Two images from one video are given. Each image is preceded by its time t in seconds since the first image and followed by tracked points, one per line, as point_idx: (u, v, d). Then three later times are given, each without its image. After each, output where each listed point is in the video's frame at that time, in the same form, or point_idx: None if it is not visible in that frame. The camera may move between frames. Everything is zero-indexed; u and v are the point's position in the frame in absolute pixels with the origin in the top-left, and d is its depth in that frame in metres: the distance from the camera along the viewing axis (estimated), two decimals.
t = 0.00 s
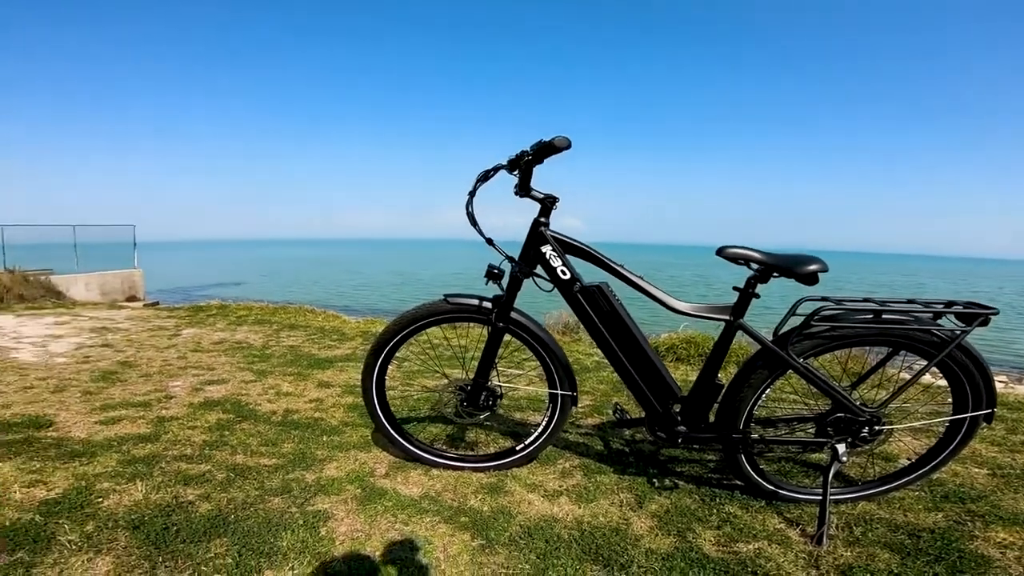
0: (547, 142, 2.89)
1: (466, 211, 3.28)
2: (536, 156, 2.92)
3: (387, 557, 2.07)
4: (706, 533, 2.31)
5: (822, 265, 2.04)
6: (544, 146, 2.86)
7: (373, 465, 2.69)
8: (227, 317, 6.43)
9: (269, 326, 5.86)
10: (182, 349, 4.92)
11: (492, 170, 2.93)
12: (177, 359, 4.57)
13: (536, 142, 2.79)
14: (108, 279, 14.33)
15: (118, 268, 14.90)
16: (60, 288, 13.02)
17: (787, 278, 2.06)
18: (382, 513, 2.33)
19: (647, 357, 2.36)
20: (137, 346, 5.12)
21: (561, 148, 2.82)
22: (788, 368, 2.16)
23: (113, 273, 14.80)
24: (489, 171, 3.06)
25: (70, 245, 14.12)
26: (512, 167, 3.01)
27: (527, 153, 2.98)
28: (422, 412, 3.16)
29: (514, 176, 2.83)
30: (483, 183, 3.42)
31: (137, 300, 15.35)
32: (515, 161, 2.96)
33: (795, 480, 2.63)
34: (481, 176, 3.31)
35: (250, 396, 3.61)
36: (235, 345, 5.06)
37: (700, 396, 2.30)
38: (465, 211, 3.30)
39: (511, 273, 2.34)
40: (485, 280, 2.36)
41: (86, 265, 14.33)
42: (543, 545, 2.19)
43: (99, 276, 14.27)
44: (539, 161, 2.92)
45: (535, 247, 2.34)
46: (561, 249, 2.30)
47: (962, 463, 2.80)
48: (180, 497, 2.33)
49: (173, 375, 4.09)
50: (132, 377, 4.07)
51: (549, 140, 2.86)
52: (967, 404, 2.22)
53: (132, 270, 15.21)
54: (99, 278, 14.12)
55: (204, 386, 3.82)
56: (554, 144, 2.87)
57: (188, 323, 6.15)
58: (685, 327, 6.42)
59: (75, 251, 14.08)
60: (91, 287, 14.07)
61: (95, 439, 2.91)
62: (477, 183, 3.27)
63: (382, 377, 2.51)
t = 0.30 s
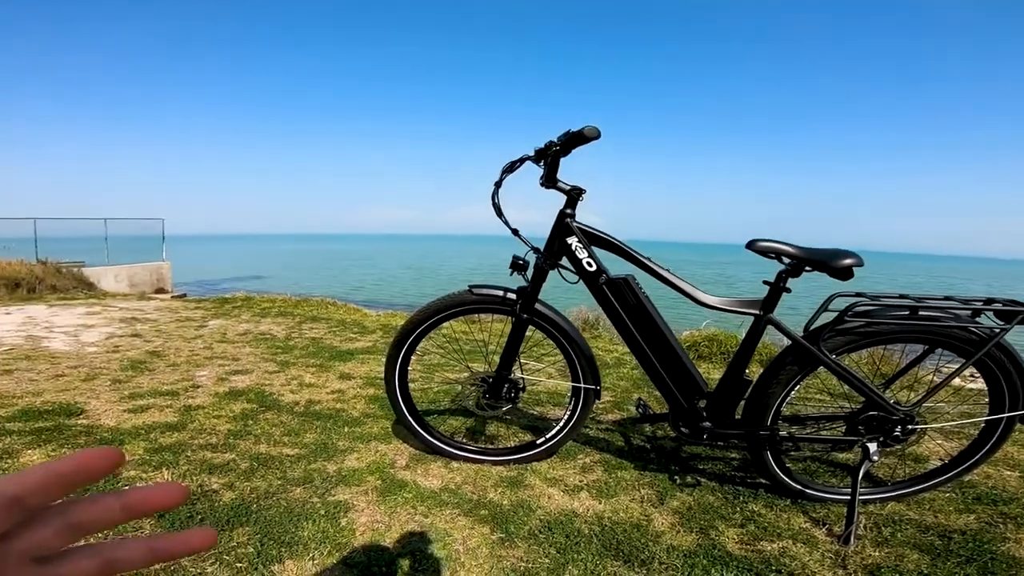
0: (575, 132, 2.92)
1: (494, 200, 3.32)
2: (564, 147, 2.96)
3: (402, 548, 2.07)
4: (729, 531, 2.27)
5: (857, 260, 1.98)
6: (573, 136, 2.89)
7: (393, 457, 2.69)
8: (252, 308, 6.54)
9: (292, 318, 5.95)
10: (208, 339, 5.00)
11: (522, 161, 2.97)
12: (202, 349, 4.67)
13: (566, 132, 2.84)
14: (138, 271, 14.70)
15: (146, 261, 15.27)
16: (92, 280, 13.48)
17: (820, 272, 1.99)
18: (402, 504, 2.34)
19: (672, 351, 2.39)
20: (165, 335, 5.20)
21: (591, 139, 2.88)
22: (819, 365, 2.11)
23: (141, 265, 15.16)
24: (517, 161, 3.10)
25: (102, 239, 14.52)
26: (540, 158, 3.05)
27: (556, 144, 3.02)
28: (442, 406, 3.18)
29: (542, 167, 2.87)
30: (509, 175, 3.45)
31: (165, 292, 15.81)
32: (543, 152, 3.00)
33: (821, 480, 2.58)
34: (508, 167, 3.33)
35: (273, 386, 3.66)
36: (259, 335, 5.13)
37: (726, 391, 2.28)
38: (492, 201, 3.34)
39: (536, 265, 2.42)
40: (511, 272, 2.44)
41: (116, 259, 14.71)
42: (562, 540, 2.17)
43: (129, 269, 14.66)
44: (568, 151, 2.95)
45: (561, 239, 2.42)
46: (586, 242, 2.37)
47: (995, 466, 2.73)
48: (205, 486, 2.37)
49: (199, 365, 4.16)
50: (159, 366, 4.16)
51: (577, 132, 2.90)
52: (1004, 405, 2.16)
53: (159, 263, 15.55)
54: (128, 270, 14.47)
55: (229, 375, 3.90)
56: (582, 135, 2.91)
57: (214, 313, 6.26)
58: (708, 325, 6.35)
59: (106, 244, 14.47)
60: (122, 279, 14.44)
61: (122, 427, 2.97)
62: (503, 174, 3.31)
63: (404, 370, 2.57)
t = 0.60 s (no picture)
0: (588, 133, 2.92)
1: (505, 199, 3.32)
2: (577, 148, 2.96)
3: (405, 545, 2.08)
4: (734, 533, 2.27)
5: (871, 264, 2.03)
6: (586, 137, 2.89)
7: (401, 453, 2.75)
8: (263, 303, 6.62)
9: (303, 313, 6.01)
10: (221, 333, 5.07)
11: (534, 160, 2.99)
12: (215, 342, 4.73)
13: (579, 132, 2.84)
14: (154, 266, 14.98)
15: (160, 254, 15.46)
16: (109, 273, 13.74)
17: (834, 277, 2.05)
18: (409, 501, 2.34)
19: (682, 353, 2.40)
20: (178, 329, 5.24)
21: (603, 140, 2.87)
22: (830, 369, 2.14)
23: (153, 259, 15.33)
24: (530, 161, 3.11)
25: (118, 232, 14.67)
26: (553, 158, 3.06)
27: (569, 145, 3.02)
28: (450, 403, 3.24)
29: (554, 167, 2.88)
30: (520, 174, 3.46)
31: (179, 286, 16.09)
32: (555, 152, 3.01)
33: (829, 484, 2.58)
34: (520, 167, 3.34)
35: (283, 380, 3.78)
36: (270, 331, 5.20)
37: (735, 394, 2.30)
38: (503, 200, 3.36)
39: (547, 265, 2.44)
40: (521, 272, 2.47)
41: (129, 252, 14.86)
42: (568, 540, 2.17)
43: (141, 264, 14.82)
44: (580, 152, 2.96)
45: (572, 239, 2.43)
46: (598, 242, 2.38)
47: (1005, 473, 2.72)
48: (214, 480, 2.44)
49: (211, 360, 4.21)
50: (173, 359, 4.20)
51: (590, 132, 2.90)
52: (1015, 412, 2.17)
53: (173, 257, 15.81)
54: (142, 264, 14.66)
55: (240, 370, 3.98)
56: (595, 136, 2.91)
57: (226, 307, 6.35)
58: (717, 328, 6.35)
59: (120, 237, 14.62)
60: (136, 273, 14.61)
61: (135, 421, 3.04)
62: (515, 174, 3.32)
63: (413, 369, 2.62)
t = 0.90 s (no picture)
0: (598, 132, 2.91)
1: (513, 198, 3.30)
2: (586, 147, 2.96)
3: (405, 542, 2.07)
4: (736, 537, 2.26)
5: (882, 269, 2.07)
6: (595, 137, 2.88)
7: (403, 451, 2.74)
8: (270, 297, 6.62)
9: (309, 308, 6.01)
10: (228, 327, 5.07)
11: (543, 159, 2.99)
12: (221, 336, 4.73)
13: (588, 132, 2.84)
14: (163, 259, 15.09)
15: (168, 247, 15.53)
16: (118, 265, 13.82)
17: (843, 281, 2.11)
18: (410, 499, 2.34)
19: (688, 355, 2.41)
20: (185, 322, 5.23)
21: (613, 139, 2.86)
22: (837, 374, 2.16)
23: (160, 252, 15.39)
24: (539, 159, 3.11)
25: (128, 225, 14.70)
26: (561, 157, 3.05)
27: (578, 144, 3.02)
28: (454, 400, 3.29)
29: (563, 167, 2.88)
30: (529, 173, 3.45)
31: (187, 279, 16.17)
32: (564, 151, 3.00)
33: (833, 488, 2.58)
34: (528, 165, 3.34)
35: (288, 375, 3.76)
36: (276, 325, 5.20)
37: (741, 397, 2.32)
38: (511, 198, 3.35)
39: (554, 264, 2.45)
40: (527, 271, 2.48)
41: (138, 245, 14.92)
42: (568, 540, 2.17)
43: (151, 257, 14.88)
44: (590, 152, 2.95)
45: (579, 239, 2.43)
46: (605, 242, 2.38)
47: (1010, 479, 2.72)
48: (217, 474, 2.43)
49: (217, 353, 4.20)
50: (180, 352, 4.19)
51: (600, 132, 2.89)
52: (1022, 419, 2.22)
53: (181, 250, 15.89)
54: (152, 257, 14.76)
55: (245, 364, 3.96)
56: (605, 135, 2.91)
57: (233, 301, 6.36)
58: (723, 330, 6.35)
59: (130, 230, 14.64)
60: (144, 266, 14.66)
61: (140, 413, 3.03)
62: (523, 173, 3.32)
63: (417, 366, 2.63)
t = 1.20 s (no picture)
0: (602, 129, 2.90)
1: (516, 195, 3.29)
2: (590, 144, 2.94)
3: (402, 541, 2.04)
4: (735, 539, 2.24)
5: (888, 270, 2.08)
6: (600, 133, 2.86)
7: (402, 449, 2.72)
8: (272, 293, 6.60)
9: (310, 304, 5.99)
10: (229, 322, 5.05)
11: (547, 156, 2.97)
12: (222, 331, 4.70)
13: (593, 129, 2.82)
14: (167, 254, 15.11)
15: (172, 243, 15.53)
16: (121, 259, 13.80)
17: (849, 282, 2.12)
18: (408, 497, 2.32)
19: (690, 356, 2.40)
20: (187, 317, 5.20)
21: (617, 136, 2.85)
22: (841, 376, 2.16)
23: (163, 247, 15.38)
24: (542, 156, 3.10)
25: (132, 220, 14.66)
26: (565, 155, 3.04)
27: (582, 141, 3.00)
28: (454, 398, 3.28)
29: (566, 164, 2.87)
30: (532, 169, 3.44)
31: (191, 274, 16.20)
32: (568, 148, 2.99)
33: (834, 491, 2.57)
34: (531, 162, 3.32)
35: (288, 371, 3.74)
36: (277, 321, 5.17)
37: (743, 398, 2.31)
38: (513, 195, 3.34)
39: (556, 262, 2.44)
40: (529, 268, 2.47)
41: (143, 240, 14.92)
42: (567, 541, 2.15)
43: (155, 252, 14.87)
44: (593, 149, 2.94)
45: (582, 237, 2.42)
46: (608, 241, 2.37)
47: (1012, 484, 2.71)
48: (214, 470, 2.40)
49: (217, 349, 4.17)
50: (181, 349, 4.12)
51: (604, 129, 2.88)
52: None
53: (185, 246, 15.91)
54: (156, 252, 14.77)
55: (246, 359, 3.94)
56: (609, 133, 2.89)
57: (234, 296, 6.34)
58: (725, 331, 6.34)
59: (133, 225, 14.63)
60: (147, 261, 14.67)
61: (138, 408, 3.01)
62: (526, 170, 3.30)
63: (418, 364, 2.61)
